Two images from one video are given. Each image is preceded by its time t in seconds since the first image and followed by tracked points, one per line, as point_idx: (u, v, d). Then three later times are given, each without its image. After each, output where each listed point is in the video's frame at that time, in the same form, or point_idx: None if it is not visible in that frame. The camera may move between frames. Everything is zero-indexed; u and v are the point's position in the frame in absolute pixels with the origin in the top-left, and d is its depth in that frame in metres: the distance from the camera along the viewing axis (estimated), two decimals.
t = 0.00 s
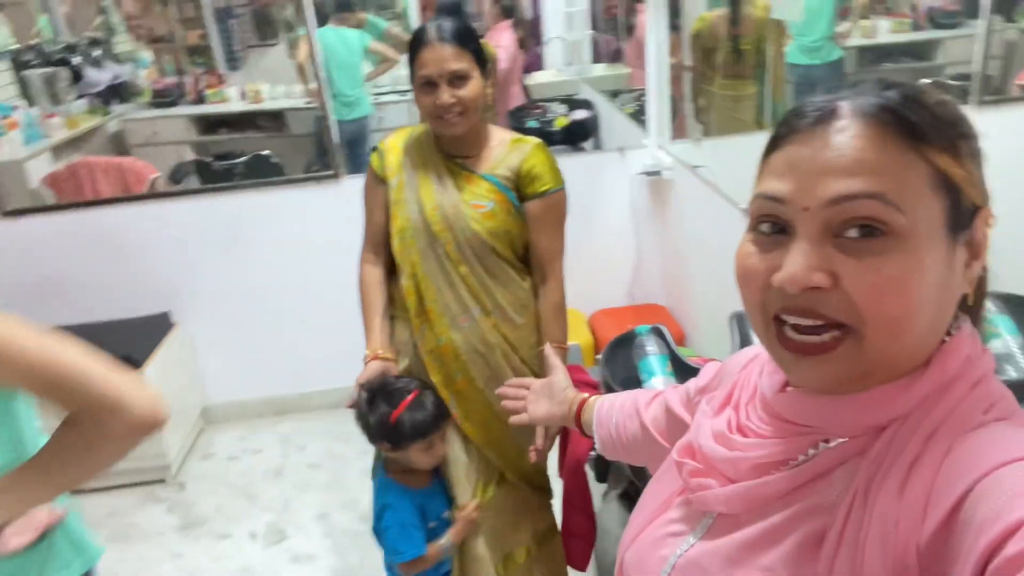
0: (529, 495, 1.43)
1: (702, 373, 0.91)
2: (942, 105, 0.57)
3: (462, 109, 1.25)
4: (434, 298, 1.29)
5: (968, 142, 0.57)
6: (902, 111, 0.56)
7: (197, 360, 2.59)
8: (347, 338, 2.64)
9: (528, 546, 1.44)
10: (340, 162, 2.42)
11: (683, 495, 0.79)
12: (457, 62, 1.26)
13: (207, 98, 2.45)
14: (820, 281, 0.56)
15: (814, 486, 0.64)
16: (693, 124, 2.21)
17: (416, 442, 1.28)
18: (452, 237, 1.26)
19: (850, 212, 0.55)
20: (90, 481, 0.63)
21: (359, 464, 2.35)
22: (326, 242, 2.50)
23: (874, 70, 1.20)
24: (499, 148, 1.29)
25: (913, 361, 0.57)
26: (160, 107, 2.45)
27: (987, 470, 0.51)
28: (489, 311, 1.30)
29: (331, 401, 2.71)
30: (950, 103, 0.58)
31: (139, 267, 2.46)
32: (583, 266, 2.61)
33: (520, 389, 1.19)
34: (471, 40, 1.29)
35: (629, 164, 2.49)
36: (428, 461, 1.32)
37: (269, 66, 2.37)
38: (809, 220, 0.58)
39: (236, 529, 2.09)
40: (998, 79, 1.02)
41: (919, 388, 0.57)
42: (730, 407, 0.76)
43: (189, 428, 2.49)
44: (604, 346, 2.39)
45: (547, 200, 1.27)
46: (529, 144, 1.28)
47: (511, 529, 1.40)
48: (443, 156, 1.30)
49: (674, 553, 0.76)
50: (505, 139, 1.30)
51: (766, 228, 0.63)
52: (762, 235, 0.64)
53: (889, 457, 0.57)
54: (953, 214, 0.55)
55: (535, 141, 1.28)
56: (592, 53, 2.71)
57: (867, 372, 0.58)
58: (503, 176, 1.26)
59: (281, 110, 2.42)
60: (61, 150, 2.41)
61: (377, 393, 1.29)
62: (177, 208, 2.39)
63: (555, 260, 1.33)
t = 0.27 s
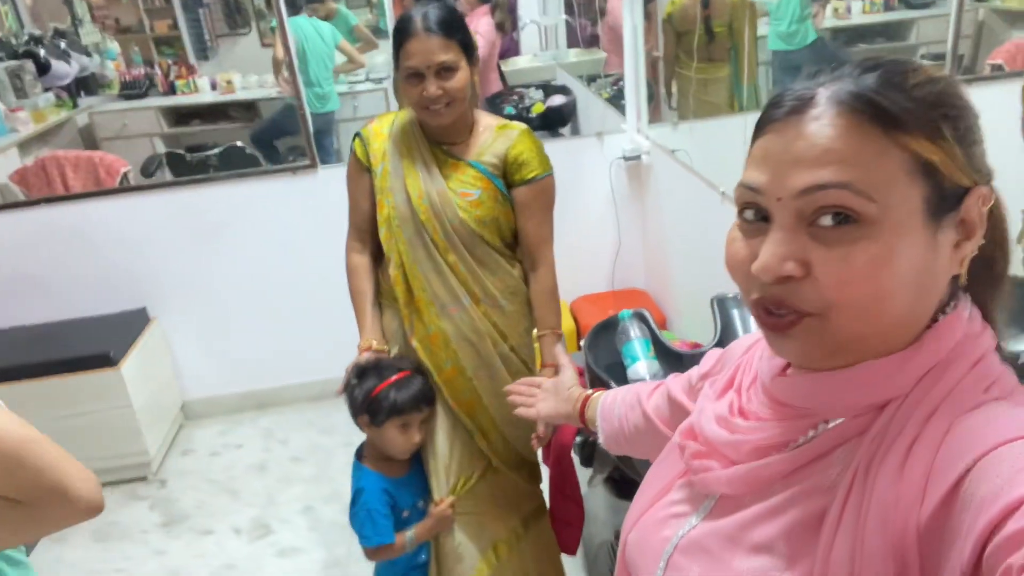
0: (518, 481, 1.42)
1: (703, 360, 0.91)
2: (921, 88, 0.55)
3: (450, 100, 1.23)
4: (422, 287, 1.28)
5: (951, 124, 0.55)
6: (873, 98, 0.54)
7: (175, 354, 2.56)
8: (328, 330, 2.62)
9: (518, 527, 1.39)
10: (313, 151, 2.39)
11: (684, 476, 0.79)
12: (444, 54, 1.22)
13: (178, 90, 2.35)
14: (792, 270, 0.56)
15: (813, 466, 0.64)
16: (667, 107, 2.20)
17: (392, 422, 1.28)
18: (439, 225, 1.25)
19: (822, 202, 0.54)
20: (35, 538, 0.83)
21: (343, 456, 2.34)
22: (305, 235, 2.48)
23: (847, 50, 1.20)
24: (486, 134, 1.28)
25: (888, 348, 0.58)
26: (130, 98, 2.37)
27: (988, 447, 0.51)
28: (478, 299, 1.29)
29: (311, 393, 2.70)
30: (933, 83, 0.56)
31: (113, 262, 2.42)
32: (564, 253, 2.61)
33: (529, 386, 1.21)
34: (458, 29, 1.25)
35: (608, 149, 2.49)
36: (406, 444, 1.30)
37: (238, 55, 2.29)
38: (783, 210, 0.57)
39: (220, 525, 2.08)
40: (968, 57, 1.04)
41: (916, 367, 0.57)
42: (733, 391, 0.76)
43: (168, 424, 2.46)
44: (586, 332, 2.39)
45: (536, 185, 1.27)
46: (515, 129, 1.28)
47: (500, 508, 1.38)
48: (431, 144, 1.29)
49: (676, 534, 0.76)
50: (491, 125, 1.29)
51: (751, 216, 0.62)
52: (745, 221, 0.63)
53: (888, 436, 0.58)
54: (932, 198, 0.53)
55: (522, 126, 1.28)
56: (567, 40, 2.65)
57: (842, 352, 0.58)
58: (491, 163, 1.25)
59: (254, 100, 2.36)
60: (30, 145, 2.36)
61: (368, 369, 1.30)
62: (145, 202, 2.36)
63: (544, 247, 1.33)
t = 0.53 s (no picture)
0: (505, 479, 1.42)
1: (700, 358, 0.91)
2: (843, 97, 0.53)
3: (430, 113, 1.20)
4: (403, 285, 1.27)
5: (873, 135, 0.52)
6: (776, 113, 0.56)
7: (152, 357, 2.53)
8: (308, 330, 2.59)
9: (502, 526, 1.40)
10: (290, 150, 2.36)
11: (682, 468, 0.80)
12: (428, 74, 1.16)
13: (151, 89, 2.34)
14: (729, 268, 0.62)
15: (813, 459, 0.65)
16: (646, 102, 2.19)
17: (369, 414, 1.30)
18: (420, 222, 1.24)
19: (732, 211, 0.60)
20: None
21: (325, 456, 2.32)
22: (283, 234, 2.45)
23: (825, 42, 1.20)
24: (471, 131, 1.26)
25: (796, 345, 0.62)
26: (102, 98, 2.35)
27: (988, 438, 0.51)
28: (459, 296, 1.28)
29: (292, 394, 2.67)
30: (861, 90, 0.53)
31: (87, 265, 2.38)
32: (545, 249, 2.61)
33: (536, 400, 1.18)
34: (448, 41, 1.18)
35: (588, 143, 2.46)
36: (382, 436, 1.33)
37: (212, 53, 2.28)
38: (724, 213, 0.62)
39: (202, 528, 2.05)
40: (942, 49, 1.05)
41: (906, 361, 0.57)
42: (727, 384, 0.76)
43: (147, 428, 2.43)
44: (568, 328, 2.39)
45: (520, 182, 1.24)
46: (500, 126, 1.25)
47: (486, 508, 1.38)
48: (414, 140, 1.26)
49: (674, 527, 0.76)
50: (476, 122, 1.26)
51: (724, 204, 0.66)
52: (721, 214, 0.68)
53: (886, 427, 0.58)
54: (823, 213, 0.54)
55: (508, 122, 1.25)
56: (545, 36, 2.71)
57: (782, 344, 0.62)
58: (474, 161, 1.23)
59: (230, 99, 2.33)
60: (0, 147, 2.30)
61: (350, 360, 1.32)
62: (119, 203, 2.32)
63: (528, 244, 1.31)
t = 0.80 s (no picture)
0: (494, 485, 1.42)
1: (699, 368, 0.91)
2: (748, 128, 0.62)
3: (415, 118, 1.18)
4: (386, 286, 1.26)
5: (766, 162, 0.60)
6: (704, 141, 0.66)
7: (133, 362, 2.50)
8: (292, 333, 2.57)
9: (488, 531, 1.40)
10: (272, 151, 2.34)
11: (680, 475, 0.80)
12: (418, 79, 1.15)
13: (130, 90, 2.27)
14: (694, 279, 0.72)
15: (810, 469, 0.66)
16: (630, 102, 2.19)
17: (333, 418, 1.28)
18: (403, 226, 1.23)
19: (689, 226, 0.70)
20: None
21: (310, 460, 2.30)
22: (267, 236, 2.43)
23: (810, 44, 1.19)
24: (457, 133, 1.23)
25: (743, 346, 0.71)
26: (80, 99, 2.27)
27: (983, 448, 0.52)
28: (444, 300, 1.28)
29: (276, 397, 2.65)
30: (762, 121, 0.61)
31: (67, 269, 2.35)
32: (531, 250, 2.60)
33: (535, 410, 1.20)
34: (438, 49, 1.17)
35: (573, 144, 2.46)
36: (350, 440, 1.30)
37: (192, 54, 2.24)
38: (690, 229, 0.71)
39: (186, 536, 2.02)
40: (922, 49, 1.05)
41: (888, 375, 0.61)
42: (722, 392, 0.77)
43: (129, 434, 2.40)
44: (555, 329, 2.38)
45: (503, 187, 1.22)
46: (486, 129, 1.23)
47: (473, 513, 1.38)
48: (401, 142, 1.24)
49: (671, 533, 0.76)
50: (461, 125, 1.24)
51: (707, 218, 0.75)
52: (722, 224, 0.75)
53: (882, 437, 0.59)
54: (746, 231, 0.63)
55: (494, 127, 1.23)
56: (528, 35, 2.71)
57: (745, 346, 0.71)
58: (459, 165, 1.22)
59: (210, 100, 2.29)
60: None
61: (315, 365, 1.31)
62: (98, 205, 2.29)
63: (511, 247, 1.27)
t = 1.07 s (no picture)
0: (495, 484, 1.42)
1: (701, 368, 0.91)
2: (738, 125, 0.62)
3: (422, 121, 1.18)
4: (390, 284, 1.26)
5: (758, 157, 0.61)
6: (697, 140, 0.66)
7: (135, 363, 2.50)
8: (295, 333, 2.58)
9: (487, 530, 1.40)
10: (275, 151, 2.34)
11: (683, 471, 0.80)
12: (425, 82, 1.15)
13: (134, 91, 2.27)
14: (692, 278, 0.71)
15: (811, 463, 0.66)
16: (632, 102, 2.19)
17: (314, 416, 1.28)
18: (406, 224, 1.23)
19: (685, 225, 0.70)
20: None
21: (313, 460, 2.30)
22: (269, 237, 2.43)
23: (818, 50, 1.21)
24: (459, 134, 1.23)
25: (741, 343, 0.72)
26: (84, 101, 2.28)
27: (983, 441, 0.53)
28: (447, 297, 1.28)
29: (278, 398, 2.65)
30: (753, 117, 0.62)
31: (69, 269, 2.36)
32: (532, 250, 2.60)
33: (541, 419, 1.16)
34: (446, 53, 1.17)
35: (575, 145, 2.47)
36: (334, 438, 1.31)
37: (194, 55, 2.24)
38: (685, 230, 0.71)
39: (188, 536, 2.03)
40: (923, 48, 1.05)
41: (887, 367, 0.62)
42: (723, 388, 0.78)
43: (131, 434, 2.40)
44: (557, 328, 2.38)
45: (504, 188, 1.21)
46: (489, 130, 1.23)
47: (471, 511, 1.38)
48: (404, 142, 1.24)
49: (674, 528, 0.76)
50: (465, 125, 1.23)
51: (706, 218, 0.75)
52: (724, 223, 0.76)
53: (882, 430, 0.60)
54: (743, 228, 0.63)
55: (497, 128, 1.22)
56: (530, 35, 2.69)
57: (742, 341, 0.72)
58: (461, 165, 1.22)
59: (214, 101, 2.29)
60: None
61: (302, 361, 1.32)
62: (99, 206, 2.29)
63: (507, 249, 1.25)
